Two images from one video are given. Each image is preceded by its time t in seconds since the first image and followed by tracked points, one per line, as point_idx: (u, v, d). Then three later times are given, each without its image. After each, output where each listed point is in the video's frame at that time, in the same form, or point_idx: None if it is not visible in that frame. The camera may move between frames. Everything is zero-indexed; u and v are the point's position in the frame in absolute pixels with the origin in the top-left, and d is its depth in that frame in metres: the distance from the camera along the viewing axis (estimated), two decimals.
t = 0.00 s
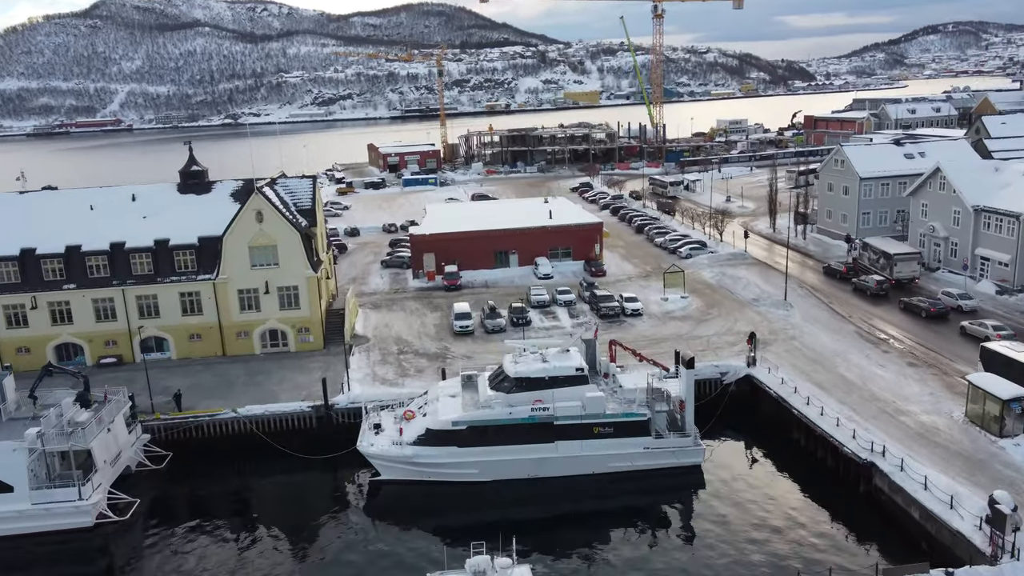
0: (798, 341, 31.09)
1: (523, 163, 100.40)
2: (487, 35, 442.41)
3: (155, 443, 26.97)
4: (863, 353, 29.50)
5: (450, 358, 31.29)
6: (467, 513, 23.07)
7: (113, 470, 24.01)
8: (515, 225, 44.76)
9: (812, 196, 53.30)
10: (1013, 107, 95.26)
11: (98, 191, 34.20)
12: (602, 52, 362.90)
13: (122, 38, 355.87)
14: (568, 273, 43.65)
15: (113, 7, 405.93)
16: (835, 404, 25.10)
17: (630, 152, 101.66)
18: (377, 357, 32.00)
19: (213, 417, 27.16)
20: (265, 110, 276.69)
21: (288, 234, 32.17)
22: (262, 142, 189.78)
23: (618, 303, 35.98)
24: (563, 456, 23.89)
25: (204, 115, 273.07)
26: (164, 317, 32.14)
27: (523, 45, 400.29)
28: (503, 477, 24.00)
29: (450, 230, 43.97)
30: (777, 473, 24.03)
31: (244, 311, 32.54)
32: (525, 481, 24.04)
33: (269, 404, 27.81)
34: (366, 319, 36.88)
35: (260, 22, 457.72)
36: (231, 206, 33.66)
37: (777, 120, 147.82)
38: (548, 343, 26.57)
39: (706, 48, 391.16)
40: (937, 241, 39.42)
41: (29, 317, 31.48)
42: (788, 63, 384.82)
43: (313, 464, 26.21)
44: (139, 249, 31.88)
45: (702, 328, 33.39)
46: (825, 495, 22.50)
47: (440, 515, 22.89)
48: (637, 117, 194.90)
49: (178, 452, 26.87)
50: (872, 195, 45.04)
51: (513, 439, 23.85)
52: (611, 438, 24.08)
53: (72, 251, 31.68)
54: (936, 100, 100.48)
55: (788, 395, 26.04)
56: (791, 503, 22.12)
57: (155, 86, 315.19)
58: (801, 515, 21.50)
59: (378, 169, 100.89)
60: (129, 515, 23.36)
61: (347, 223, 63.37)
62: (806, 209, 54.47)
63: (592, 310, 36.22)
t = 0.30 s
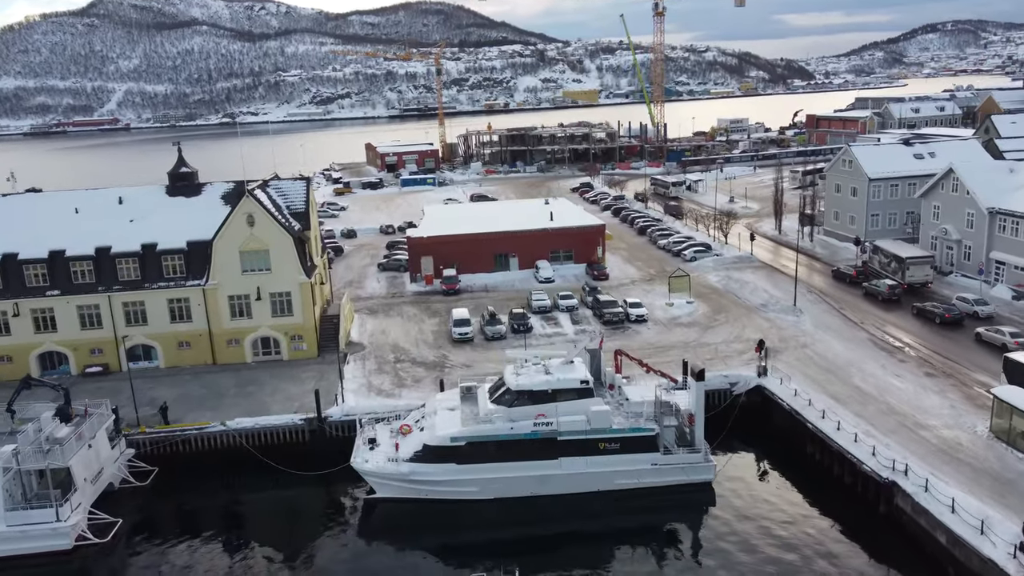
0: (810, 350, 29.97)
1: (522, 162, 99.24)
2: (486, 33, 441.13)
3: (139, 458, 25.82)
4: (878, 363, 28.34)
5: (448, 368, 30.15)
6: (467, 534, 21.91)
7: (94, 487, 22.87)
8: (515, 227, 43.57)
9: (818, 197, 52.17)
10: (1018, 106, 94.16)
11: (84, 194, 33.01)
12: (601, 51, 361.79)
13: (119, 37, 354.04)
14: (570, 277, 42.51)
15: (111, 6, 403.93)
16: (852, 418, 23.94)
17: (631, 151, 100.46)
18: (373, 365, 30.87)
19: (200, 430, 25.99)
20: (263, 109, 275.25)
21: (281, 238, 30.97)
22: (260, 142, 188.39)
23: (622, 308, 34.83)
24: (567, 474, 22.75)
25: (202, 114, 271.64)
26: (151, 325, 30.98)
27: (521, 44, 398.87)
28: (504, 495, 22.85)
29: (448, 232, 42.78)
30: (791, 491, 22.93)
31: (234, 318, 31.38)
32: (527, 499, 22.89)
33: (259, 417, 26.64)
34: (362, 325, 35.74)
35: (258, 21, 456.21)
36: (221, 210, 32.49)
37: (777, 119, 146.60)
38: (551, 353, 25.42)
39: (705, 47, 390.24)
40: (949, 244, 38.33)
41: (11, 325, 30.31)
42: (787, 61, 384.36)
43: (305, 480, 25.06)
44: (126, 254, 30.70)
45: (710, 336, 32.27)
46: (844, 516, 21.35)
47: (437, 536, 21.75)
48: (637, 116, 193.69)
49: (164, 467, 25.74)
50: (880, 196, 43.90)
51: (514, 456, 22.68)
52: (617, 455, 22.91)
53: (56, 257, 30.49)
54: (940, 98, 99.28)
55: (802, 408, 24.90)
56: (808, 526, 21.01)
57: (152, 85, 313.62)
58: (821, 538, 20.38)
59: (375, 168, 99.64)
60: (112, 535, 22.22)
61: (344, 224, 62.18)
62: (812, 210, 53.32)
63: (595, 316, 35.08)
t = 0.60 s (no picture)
0: (821, 359, 28.89)
1: (522, 162, 98.01)
2: (484, 31, 439.77)
3: (123, 474, 24.61)
4: (893, 373, 27.26)
5: (446, 377, 29.04)
6: (467, 557, 20.77)
7: (72, 508, 21.66)
8: (515, 230, 42.44)
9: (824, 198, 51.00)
10: None
11: (69, 197, 31.87)
12: (600, 49, 360.67)
13: (117, 35, 352.25)
14: (571, 281, 41.41)
15: (108, 4, 402.15)
16: (869, 433, 22.84)
17: (631, 151, 99.23)
18: (368, 374, 29.75)
19: (187, 445, 24.81)
20: (261, 107, 273.91)
21: (272, 242, 29.81)
22: (257, 141, 187.04)
23: (626, 314, 33.72)
24: (573, 492, 21.61)
25: (200, 113, 270.20)
26: (138, 333, 29.82)
27: (520, 43, 397.42)
28: (506, 516, 21.70)
29: (446, 235, 41.64)
30: (807, 511, 21.80)
31: (225, 326, 30.22)
32: (531, 520, 21.74)
33: (250, 431, 25.50)
34: (358, 332, 34.62)
35: (256, 19, 454.68)
36: (211, 213, 31.33)
37: (779, 118, 145.35)
38: (553, 365, 24.33)
39: (705, 45, 389.04)
40: (962, 247, 37.21)
41: None
42: (787, 60, 383.38)
43: (298, 497, 23.94)
44: (111, 259, 29.56)
45: (717, 343, 31.17)
46: (864, 538, 20.23)
47: (436, 560, 20.59)
48: (637, 114, 192.34)
49: (150, 484, 24.59)
50: (889, 198, 42.81)
51: (516, 474, 21.55)
52: (624, 473, 21.76)
53: (38, 262, 29.34)
54: (944, 97, 98.03)
55: (817, 422, 23.77)
56: (826, 549, 19.91)
57: (150, 83, 312.10)
58: (840, 563, 19.28)
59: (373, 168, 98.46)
60: (91, 559, 21.02)
61: (341, 226, 61.02)
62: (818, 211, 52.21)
63: (598, 322, 33.99)
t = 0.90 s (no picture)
0: (834, 369, 27.79)
1: (522, 161, 96.91)
2: (483, 30, 438.57)
3: (106, 492, 23.46)
4: (911, 384, 26.15)
5: (444, 388, 27.90)
6: None
7: (49, 531, 20.53)
8: (515, 233, 41.28)
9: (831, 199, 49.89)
10: None
11: (53, 200, 30.72)
12: (599, 47, 359.59)
13: (114, 34, 350.49)
14: (573, 285, 40.30)
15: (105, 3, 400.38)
16: (890, 451, 21.73)
17: (632, 150, 98.19)
18: (363, 385, 28.61)
19: (172, 461, 23.67)
20: (259, 106, 272.51)
21: (263, 248, 28.64)
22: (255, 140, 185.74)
23: (630, 321, 32.59)
24: (578, 514, 20.49)
25: (198, 112, 268.82)
26: (124, 342, 28.66)
27: (519, 42, 396.23)
28: (508, 538, 20.55)
29: (444, 238, 40.48)
30: (825, 533, 20.64)
31: (214, 335, 29.06)
32: (534, 542, 20.62)
33: (239, 446, 24.34)
34: (353, 339, 33.49)
35: (254, 18, 453.26)
36: (200, 217, 30.17)
37: (780, 117, 144.23)
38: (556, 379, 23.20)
39: (704, 44, 388.11)
40: (977, 251, 36.14)
41: None
42: (786, 58, 382.28)
43: (289, 516, 22.80)
44: (95, 266, 28.40)
45: (726, 352, 30.05)
46: (888, 563, 19.11)
47: None
48: (636, 113, 191.16)
49: (135, 503, 23.44)
50: (899, 199, 41.70)
51: (518, 495, 20.41)
52: (633, 494, 20.61)
53: (19, 268, 28.20)
54: (948, 96, 96.93)
55: (833, 439, 22.65)
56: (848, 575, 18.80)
57: (147, 82, 310.59)
58: None
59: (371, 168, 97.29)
60: None
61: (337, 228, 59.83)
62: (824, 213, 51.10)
63: (602, 329, 32.87)
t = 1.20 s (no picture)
0: (849, 381, 26.69)
1: (521, 161, 95.74)
2: (482, 29, 437.02)
3: (86, 513, 22.32)
4: (930, 397, 25.04)
5: (442, 401, 26.78)
6: None
7: (23, 558, 19.38)
8: (515, 236, 40.16)
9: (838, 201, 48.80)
10: None
11: (35, 204, 29.55)
12: (598, 46, 358.38)
13: (112, 33, 348.94)
14: (575, 290, 39.21)
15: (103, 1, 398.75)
16: (912, 470, 20.61)
17: (632, 150, 97.07)
18: (358, 397, 27.48)
19: (155, 480, 22.50)
20: (257, 105, 271.04)
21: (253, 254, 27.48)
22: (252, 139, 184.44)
23: (635, 329, 31.48)
24: (584, 538, 19.37)
25: (195, 110, 267.38)
26: (108, 352, 27.50)
27: (518, 40, 394.82)
28: (510, 564, 19.42)
29: (443, 242, 39.33)
30: (846, 557, 19.52)
31: (203, 344, 27.90)
32: (538, 568, 19.49)
33: (226, 463, 23.19)
34: (348, 347, 32.36)
35: (253, 16, 451.72)
36: (188, 222, 29.02)
37: (781, 117, 143.01)
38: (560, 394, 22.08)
39: (703, 44, 386.95)
40: (992, 256, 35.07)
41: None
42: (785, 57, 380.97)
43: (279, 538, 21.66)
44: (78, 273, 27.23)
45: (735, 362, 28.95)
46: None
47: None
48: (636, 113, 189.87)
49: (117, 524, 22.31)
50: (910, 202, 40.60)
51: (521, 518, 19.28)
52: (642, 518, 19.46)
53: None
54: (953, 95, 95.65)
55: (851, 456, 21.55)
56: None
57: (145, 81, 309.15)
58: None
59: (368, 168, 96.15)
60: None
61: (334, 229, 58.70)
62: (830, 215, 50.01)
63: (605, 337, 31.79)
